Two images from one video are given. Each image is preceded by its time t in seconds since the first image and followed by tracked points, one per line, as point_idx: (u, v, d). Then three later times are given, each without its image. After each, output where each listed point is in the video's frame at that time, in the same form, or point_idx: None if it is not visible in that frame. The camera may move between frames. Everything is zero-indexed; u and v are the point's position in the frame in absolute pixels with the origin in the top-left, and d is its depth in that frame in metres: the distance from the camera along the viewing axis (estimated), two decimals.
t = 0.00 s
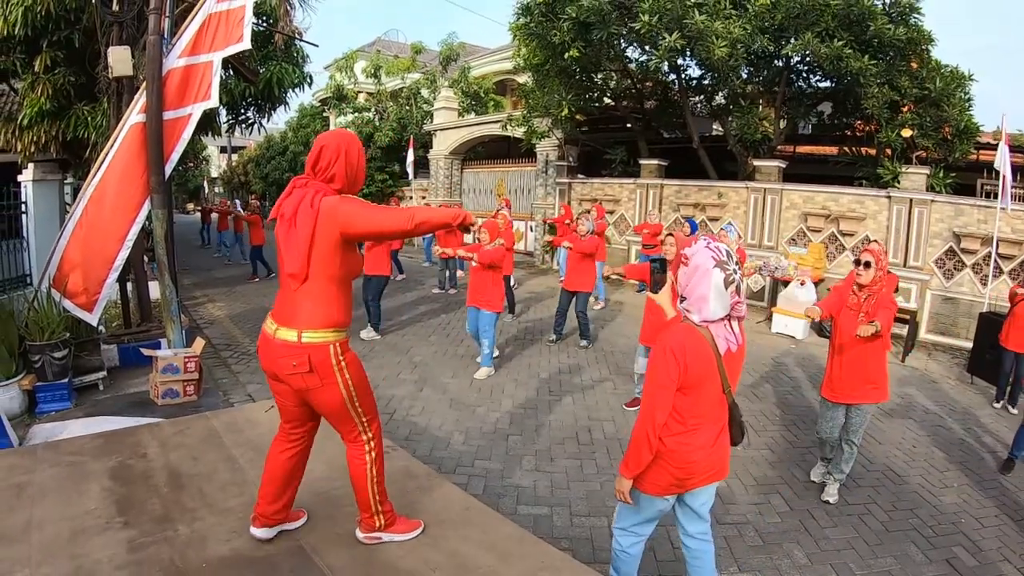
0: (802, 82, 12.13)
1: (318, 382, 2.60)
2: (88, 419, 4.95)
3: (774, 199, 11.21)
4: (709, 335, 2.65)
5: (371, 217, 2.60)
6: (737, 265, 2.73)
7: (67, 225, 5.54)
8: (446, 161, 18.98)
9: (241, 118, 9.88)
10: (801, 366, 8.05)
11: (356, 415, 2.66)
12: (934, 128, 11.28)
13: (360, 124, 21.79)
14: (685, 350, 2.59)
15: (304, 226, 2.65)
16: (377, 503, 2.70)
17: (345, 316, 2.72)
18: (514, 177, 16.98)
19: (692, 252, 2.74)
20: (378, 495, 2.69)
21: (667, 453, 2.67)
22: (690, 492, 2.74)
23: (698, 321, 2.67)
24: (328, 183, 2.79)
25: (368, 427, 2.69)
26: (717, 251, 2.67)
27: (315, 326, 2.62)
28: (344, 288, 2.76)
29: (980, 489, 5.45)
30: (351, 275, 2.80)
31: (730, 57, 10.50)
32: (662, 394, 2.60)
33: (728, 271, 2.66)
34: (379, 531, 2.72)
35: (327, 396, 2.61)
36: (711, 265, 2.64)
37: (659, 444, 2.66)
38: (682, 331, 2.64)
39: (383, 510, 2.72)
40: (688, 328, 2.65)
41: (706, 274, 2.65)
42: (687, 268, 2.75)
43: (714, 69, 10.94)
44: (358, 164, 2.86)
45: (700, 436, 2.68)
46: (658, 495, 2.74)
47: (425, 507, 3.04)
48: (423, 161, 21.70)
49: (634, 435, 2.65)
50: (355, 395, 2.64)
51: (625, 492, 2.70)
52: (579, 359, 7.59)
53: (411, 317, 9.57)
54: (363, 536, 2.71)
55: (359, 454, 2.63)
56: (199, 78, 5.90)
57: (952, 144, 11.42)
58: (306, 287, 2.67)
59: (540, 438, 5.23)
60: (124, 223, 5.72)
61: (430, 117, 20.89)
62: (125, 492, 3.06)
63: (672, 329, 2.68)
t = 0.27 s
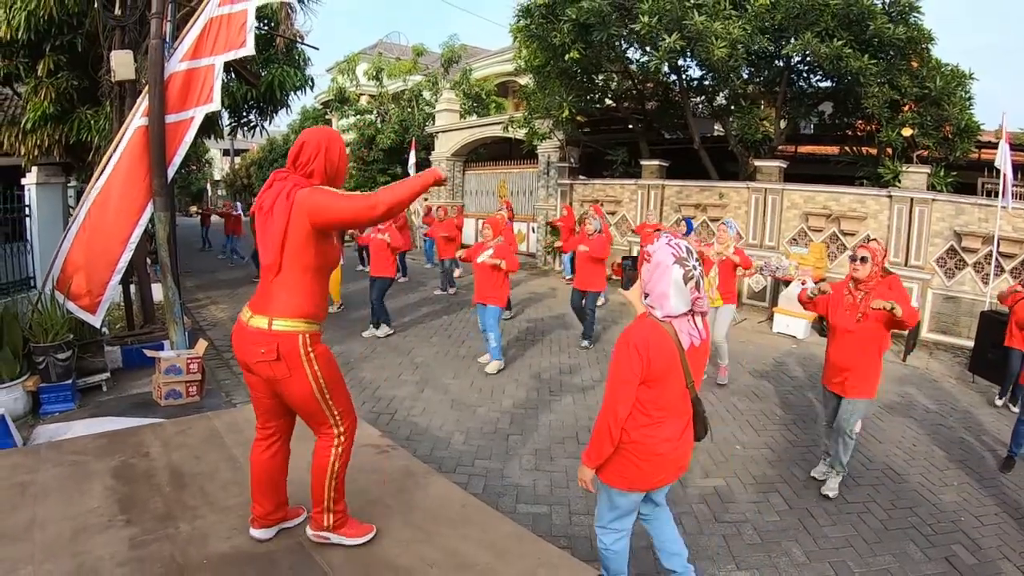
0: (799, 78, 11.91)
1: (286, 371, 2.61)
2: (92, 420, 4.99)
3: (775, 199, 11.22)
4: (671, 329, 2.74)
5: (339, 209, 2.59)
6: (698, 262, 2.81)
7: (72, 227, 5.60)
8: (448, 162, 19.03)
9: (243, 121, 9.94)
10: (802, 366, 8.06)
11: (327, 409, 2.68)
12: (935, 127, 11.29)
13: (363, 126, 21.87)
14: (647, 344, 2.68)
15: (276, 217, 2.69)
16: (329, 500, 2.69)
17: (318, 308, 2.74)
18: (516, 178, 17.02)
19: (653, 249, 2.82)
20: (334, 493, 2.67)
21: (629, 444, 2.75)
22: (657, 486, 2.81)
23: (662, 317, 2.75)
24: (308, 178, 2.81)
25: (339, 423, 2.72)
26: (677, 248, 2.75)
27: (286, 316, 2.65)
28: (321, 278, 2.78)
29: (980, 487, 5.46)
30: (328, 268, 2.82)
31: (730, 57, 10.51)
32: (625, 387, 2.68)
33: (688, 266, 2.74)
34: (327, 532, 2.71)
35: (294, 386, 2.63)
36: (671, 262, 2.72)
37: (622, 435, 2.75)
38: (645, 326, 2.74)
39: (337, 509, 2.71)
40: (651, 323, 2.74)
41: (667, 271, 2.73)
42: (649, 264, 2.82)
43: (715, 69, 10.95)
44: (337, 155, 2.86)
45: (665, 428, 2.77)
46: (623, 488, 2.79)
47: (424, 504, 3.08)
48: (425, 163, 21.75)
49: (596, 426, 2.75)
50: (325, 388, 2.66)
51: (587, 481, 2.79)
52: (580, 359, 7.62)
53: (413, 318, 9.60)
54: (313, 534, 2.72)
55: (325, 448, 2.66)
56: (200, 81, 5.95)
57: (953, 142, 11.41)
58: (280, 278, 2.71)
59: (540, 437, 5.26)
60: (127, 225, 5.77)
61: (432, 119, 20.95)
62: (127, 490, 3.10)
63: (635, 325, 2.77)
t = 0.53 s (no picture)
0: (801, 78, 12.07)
1: (296, 381, 2.65)
2: (93, 422, 5.01)
3: (775, 197, 11.23)
4: (645, 323, 2.78)
5: (337, 219, 2.60)
6: (668, 256, 2.83)
7: (73, 231, 5.61)
8: (448, 163, 19.06)
9: (243, 124, 9.97)
10: (802, 364, 8.08)
11: (330, 421, 2.71)
12: (934, 124, 11.30)
13: (362, 127, 21.90)
14: (622, 338, 2.72)
15: (279, 228, 2.69)
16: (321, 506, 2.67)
17: (325, 315, 2.77)
18: (516, 178, 17.05)
19: (624, 244, 2.85)
20: (324, 502, 2.66)
21: (610, 437, 2.81)
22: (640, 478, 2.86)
23: (635, 311, 2.79)
24: (305, 185, 2.81)
25: (336, 434, 2.72)
26: (647, 243, 2.78)
27: (293, 326, 2.68)
28: (325, 284, 2.80)
29: (981, 482, 5.47)
30: (331, 274, 2.84)
31: (728, 56, 10.52)
32: (601, 382, 2.74)
33: (658, 261, 2.77)
34: (314, 537, 2.69)
35: (303, 394, 2.66)
36: (641, 258, 2.75)
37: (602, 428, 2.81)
38: (620, 321, 2.78)
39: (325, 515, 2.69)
40: (625, 319, 2.79)
41: (637, 267, 2.76)
42: (621, 260, 2.85)
43: (713, 68, 10.97)
44: (333, 160, 2.85)
45: (647, 420, 2.81)
46: (606, 481, 2.85)
47: (423, 504, 3.10)
48: (425, 164, 21.78)
49: (576, 421, 2.80)
50: (330, 397, 2.69)
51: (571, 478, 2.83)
52: (580, 359, 7.64)
53: (414, 318, 9.63)
54: (297, 541, 2.69)
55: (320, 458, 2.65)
56: (199, 84, 5.97)
57: (952, 139, 11.38)
58: (283, 287, 2.73)
59: (539, 437, 5.28)
60: (128, 228, 5.79)
61: (432, 120, 20.98)
62: (129, 491, 3.12)
63: (610, 320, 2.81)
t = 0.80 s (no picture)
0: (798, 76, 12.08)
1: (307, 374, 2.76)
2: (91, 424, 5.02)
3: (772, 194, 11.24)
4: (623, 317, 2.89)
5: (360, 220, 2.69)
6: (642, 252, 2.95)
7: (70, 232, 5.62)
8: (445, 162, 19.08)
9: (239, 124, 9.97)
10: (799, 361, 8.09)
11: (332, 415, 2.79)
12: (931, 120, 11.33)
13: (359, 127, 21.88)
14: (601, 332, 2.82)
15: (297, 226, 2.77)
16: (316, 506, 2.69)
17: (340, 311, 2.87)
18: (514, 177, 17.05)
19: (600, 242, 2.96)
20: (321, 501, 2.70)
21: (592, 428, 2.90)
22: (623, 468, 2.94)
23: (613, 306, 2.90)
24: (322, 182, 2.87)
25: (336, 429, 2.79)
26: (621, 241, 2.90)
27: (310, 320, 2.78)
28: (340, 280, 2.90)
29: (979, 478, 5.48)
30: (346, 272, 2.93)
31: (725, 53, 10.53)
32: (583, 375, 2.82)
33: (633, 258, 2.88)
34: (310, 537, 2.70)
35: (318, 387, 2.76)
36: (617, 255, 2.86)
37: (585, 419, 2.89)
38: (598, 316, 2.88)
39: (321, 515, 2.70)
40: (604, 313, 2.88)
41: (613, 264, 2.87)
42: (597, 258, 2.97)
43: (709, 66, 10.97)
44: (346, 160, 2.92)
45: (627, 410, 2.91)
46: (591, 472, 2.92)
47: (421, 503, 3.11)
48: (422, 164, 21.78)
49: (560, 413, 2.89)
50: (336, 393, 2.80)
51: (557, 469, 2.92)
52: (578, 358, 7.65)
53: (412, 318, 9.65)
54: (295, 541, 2.70)
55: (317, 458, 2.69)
56: (195, 85, 5.97)
57: (948, 136, 11.44)
58: (302, 283, 2.82)
59: (537, 435, 5.29)
60: (125, 229, 5.79)
61: (429, 120, 20.97)
62: (127, 492, 3.13)
63: (589, 316, 2.91)
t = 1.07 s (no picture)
0: (793, 73, 12.18)
1: (319, 367, 2.84)
2: (86, 426, 5.01)
3: (767, 190, 11.26)
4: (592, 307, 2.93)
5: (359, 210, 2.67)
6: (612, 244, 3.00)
7: (63, 233, 5.59)
8: (440, 161, 19.06)
9: (234, 124, 9.95)
10: (794, 357, 8.12)
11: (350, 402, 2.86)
12: (925, 116, 11.36)
13: (354, 126, 21.85)
14: (571, 322, 2.86)
15: (300, 226, 2.80)
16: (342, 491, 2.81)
17: (345, 305, 2.92)
18: (509, 175, 17.04)
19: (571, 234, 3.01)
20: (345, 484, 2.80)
21: (563, 415, 2.95)
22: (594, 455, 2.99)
23: (582, 296, 2.94)
24: (326, 186, 2.90)
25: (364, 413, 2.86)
26: (592, 233, 2.94)
27: (317, 317, 2.83)
28: (344, 277, 2.92)
29: (974, 473, 5.50)
30: (350, 269, 2.95)
31: (719, 50, 10.53)
32: (552, 364, 2.87)
33: (602, 249, 2.93)
34: (323, 512, 2.83)
35: (332, 379, 2.84)
36: (587, 247, 2.91)
37: (557, 407, 2.94)
38: (567, 306, 2.92)
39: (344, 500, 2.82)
40: (574, 303, 2.93)
41: (583, 255, 2.92)
42: (568, 250, 3.01)
43: (704, 62, 10.97)
44: (349, 161, 2.94)
45: (598, 398, 2.96)
46: (563, 457, 2.97)
47: (416, 502, 3.11)
48: (418, 162, 21.75)
49: (532, 400, 2.94)
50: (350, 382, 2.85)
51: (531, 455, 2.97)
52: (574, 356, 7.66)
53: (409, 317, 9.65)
54: (308, 508, 2.86)
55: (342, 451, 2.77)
56: (188, 85, 5.94)
57: (943, 131, 11.52)
58: (307, 282, 2.84)
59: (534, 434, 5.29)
60: (117, 232, 5.77)
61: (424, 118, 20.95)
62: (123, 494, 3.13)
63: (559, 306, 2.95)
